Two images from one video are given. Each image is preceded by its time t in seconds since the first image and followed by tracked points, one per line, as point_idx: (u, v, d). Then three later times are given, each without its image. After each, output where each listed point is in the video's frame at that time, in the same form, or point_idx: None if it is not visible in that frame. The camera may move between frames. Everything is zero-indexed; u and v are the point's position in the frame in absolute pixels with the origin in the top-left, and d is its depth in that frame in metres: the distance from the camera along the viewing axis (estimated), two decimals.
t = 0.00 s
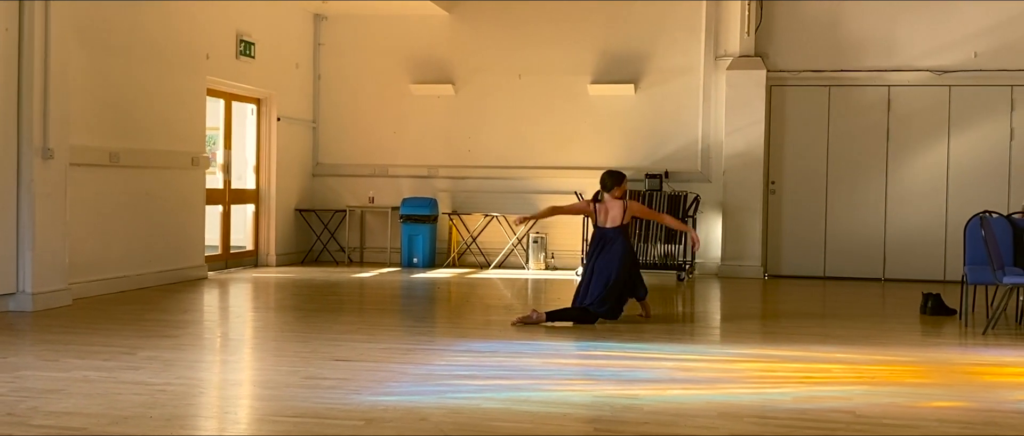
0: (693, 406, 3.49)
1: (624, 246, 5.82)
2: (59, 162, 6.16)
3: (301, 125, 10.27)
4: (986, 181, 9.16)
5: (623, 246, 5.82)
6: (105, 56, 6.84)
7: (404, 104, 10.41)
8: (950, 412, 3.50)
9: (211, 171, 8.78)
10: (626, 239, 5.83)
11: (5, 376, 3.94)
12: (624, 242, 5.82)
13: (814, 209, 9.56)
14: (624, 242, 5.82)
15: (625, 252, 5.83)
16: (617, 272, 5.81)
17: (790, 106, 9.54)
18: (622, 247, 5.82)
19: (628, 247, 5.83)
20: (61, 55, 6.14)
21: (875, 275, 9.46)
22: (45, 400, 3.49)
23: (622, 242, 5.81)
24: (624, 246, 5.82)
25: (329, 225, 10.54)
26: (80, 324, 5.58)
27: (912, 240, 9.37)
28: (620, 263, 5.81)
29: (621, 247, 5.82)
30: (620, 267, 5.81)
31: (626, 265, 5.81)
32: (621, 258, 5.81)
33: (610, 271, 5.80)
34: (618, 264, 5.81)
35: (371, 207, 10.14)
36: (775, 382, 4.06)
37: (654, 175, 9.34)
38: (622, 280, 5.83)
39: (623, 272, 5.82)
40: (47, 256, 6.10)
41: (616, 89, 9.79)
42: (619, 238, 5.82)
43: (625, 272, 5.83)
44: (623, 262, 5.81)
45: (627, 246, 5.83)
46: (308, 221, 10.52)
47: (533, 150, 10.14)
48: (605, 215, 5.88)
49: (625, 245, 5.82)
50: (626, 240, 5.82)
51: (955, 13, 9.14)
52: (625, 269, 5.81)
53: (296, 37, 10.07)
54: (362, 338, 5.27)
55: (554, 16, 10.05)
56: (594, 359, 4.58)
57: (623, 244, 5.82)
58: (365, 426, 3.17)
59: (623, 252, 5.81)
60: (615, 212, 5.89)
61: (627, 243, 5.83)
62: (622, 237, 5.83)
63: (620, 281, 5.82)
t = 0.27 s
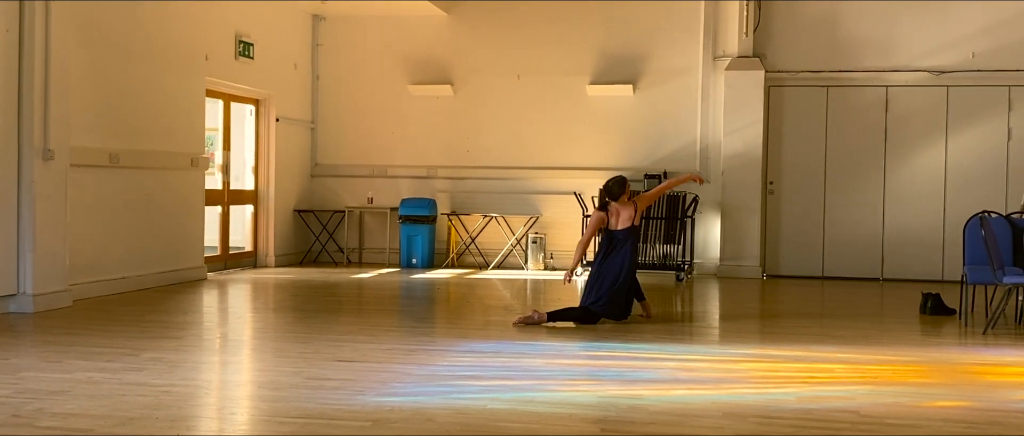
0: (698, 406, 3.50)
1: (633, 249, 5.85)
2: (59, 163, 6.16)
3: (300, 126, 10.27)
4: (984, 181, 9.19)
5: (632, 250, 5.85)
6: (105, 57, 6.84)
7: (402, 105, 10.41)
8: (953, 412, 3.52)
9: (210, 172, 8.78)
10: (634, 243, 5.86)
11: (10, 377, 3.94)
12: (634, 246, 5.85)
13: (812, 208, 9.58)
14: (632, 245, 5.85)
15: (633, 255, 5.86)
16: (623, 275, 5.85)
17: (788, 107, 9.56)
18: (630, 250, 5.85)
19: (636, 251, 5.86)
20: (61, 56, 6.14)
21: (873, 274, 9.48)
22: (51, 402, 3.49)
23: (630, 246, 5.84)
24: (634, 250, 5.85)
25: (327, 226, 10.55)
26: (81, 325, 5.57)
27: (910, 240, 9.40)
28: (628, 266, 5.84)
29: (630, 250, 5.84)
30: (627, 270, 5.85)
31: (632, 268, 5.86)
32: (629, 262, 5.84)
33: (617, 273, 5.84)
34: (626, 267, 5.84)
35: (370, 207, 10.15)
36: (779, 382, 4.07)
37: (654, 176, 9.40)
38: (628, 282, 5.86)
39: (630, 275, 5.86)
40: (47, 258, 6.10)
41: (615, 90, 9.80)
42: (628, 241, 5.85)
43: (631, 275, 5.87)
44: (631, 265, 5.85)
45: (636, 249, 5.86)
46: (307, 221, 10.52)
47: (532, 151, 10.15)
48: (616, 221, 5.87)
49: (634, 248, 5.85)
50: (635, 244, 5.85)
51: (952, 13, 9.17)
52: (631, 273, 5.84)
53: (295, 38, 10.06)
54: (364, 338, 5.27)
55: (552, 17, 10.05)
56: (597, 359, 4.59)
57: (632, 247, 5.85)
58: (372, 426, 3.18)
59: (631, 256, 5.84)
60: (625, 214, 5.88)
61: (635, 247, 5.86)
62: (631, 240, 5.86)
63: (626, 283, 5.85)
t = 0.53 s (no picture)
0: (703, 407, 3.51)
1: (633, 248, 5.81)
2: (60, 165, 6.15)
3: (300, 127, 10.27)
4: (983, 182, 9.21)
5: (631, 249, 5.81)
6: (105, 58, 6.83)
7: (402, 106, 10.41)
8: (957, 413, 3.53)
9: (210, 173, 8.77)
10: (635, 242, 5.81)
11: (14, 380, 3.93)
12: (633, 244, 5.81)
13: (811, 209, 9.59)
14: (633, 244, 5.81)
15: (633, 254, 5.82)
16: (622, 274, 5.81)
17: (787, 107, 9.57)
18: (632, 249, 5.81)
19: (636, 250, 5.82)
20: (62, 58, 6.13)
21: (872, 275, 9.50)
22: (56, 404, 3.49)
23: (631, 245, 5.80)
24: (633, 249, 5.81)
25: (327, 227, 10.56)
26: (83, 327, 5.57)
27: (910, 240, 9.41)
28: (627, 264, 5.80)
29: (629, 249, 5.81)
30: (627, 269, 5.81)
31: (634, 268, 5.81)
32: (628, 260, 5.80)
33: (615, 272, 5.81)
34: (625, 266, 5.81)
35: (370, 208, 10.15)
36: (782, 383, 4.08)
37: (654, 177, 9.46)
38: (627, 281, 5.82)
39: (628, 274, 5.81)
40: (48, 259, 6.09)
41: (615, 91, 9.81)
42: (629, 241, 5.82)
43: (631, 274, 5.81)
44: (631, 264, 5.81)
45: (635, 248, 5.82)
46: (306, 222, 10.52)
47: (532, 152, 10.16)
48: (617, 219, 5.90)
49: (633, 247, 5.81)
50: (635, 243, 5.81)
51: (951, 14, 9.18)
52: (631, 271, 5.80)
53: (294, 39, 10.06)
54: (367, 340, 5.27)
55: (552, 17, 10.06)
56: (600, 360, 4.60)
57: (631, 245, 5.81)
58: (378, 429, 3.18)
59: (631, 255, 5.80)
60: (627, 213, 5.89)
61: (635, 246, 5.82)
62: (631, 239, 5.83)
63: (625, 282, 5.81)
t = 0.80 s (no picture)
0: (708, 409, 3.52)
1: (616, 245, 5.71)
2: (62, 167, 6.15)
3: (300, 128, 10.27)
4: (983, 182, 9.21)
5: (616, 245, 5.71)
6: (107, 60, 6.83)
7: (402, 107, 10.41)
8: (962, 414, 3.53)
9: (211, 175, 8.78)
10: (619, 238, 5.71)
11: (18, 382, 3.93)
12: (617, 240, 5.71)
13: (812, 209, 9.60)
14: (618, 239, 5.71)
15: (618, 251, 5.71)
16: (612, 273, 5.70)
17: (788, 108, 9.58)
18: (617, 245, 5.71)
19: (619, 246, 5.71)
20: (63, 60, 6.13)
21: (873, 275, 9.50)
22: (62, 407, 3.49)
23: (615, 241, 5.70)
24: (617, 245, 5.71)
25: (328, 228, 10.57)
26: (86, 329, 5.57)
27: (910, 241, 9.42)
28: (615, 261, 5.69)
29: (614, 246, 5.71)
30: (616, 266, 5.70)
31: (620, 263, 5.70)
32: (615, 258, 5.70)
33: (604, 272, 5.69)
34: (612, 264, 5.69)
35: (371, 209, 10.15)
36: (786, 384, 4.09)
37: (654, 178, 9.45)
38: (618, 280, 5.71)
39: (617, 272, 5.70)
40: (51, 261, 6.09)
41: (615, 92, 9.81)
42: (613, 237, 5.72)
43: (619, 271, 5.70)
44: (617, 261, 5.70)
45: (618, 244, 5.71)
46: (307, 224, 10.53)
47: (532, 153, 10.16)
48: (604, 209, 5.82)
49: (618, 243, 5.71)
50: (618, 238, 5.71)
51: (951, 14, 9.19)
52: (619, 268, 5.69)
53: (295, 41, 10.06)
54: (370, 341, 5.27)
55: (552, 18, 10.07)
56: (604, 362, 4.60)
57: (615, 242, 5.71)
58: (384, 431, 3.19)
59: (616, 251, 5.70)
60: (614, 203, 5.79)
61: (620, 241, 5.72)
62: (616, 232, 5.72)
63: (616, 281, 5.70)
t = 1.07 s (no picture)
0: (715, 411, 3.52)
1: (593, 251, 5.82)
2: (66, 169, 6.15)
3: (303, 129, 10.27)
4: (986, 183, 9.21)
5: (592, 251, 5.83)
6: (110, 62, 6.83)
7: (405, 108, 10.42)
8: (969, 415, 3.53)
9: (215, 176, 8.78)
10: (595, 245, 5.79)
11: (24, 385, 3.93)
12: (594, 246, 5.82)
13: (816, 210, 9.59)
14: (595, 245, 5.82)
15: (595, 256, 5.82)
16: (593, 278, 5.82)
17: (791, 109, 9.58)
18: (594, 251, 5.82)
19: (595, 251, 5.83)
20: (67, 62, 6.13)
21: (876, 276, 9.50)
22: (69, 409, 3.49)
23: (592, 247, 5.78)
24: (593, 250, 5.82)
25: (331, 229, 10.58)
26: (91, 331, 5.57)
27: (913, 242, 9.42)
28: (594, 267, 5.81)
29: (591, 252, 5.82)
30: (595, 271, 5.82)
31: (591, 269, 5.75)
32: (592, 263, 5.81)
33: (576, 278, 5.75)
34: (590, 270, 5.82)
35: (374, 210, 10.16)
36: (792, 386, 4.09)
37: (656, 178, 9.40)
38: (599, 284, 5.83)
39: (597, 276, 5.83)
40: (55, 263, 6.09)
41: (618, 93, 9.81)
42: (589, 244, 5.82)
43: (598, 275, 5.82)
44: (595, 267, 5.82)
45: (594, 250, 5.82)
46: (310, 225, 10.54)
47: (535, 154, 10.16)
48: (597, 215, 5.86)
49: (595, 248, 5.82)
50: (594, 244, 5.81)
51: (954, 15, 9.19)
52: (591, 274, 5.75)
53: (298, 42, 10.06)
54: (374, 343, 5.27)
55: (554, 19, 10.06)
56: (609, 363, 4.60)
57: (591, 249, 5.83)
58: (392, 433, 3.19)
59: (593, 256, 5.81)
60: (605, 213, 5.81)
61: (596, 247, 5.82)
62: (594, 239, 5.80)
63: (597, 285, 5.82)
